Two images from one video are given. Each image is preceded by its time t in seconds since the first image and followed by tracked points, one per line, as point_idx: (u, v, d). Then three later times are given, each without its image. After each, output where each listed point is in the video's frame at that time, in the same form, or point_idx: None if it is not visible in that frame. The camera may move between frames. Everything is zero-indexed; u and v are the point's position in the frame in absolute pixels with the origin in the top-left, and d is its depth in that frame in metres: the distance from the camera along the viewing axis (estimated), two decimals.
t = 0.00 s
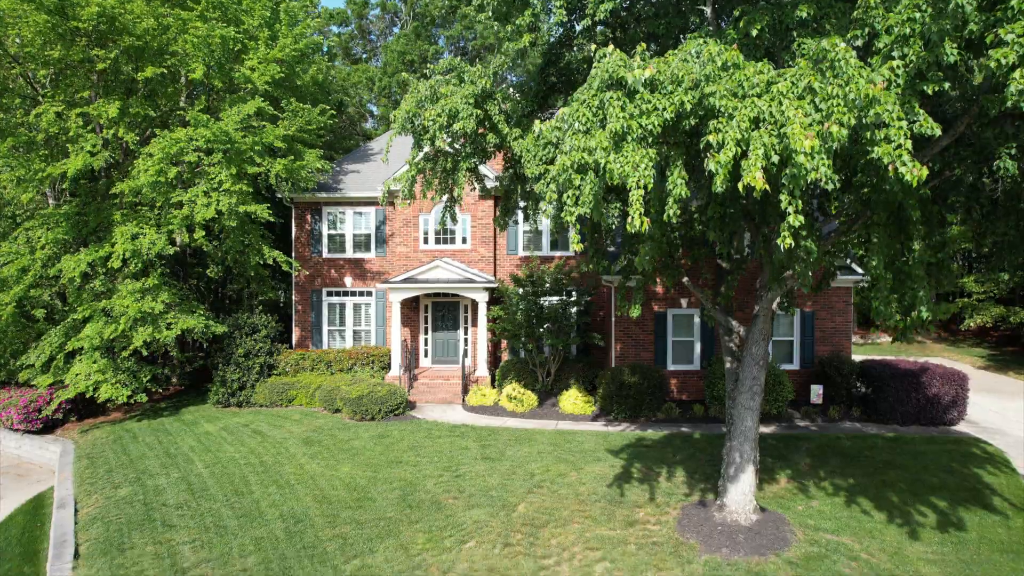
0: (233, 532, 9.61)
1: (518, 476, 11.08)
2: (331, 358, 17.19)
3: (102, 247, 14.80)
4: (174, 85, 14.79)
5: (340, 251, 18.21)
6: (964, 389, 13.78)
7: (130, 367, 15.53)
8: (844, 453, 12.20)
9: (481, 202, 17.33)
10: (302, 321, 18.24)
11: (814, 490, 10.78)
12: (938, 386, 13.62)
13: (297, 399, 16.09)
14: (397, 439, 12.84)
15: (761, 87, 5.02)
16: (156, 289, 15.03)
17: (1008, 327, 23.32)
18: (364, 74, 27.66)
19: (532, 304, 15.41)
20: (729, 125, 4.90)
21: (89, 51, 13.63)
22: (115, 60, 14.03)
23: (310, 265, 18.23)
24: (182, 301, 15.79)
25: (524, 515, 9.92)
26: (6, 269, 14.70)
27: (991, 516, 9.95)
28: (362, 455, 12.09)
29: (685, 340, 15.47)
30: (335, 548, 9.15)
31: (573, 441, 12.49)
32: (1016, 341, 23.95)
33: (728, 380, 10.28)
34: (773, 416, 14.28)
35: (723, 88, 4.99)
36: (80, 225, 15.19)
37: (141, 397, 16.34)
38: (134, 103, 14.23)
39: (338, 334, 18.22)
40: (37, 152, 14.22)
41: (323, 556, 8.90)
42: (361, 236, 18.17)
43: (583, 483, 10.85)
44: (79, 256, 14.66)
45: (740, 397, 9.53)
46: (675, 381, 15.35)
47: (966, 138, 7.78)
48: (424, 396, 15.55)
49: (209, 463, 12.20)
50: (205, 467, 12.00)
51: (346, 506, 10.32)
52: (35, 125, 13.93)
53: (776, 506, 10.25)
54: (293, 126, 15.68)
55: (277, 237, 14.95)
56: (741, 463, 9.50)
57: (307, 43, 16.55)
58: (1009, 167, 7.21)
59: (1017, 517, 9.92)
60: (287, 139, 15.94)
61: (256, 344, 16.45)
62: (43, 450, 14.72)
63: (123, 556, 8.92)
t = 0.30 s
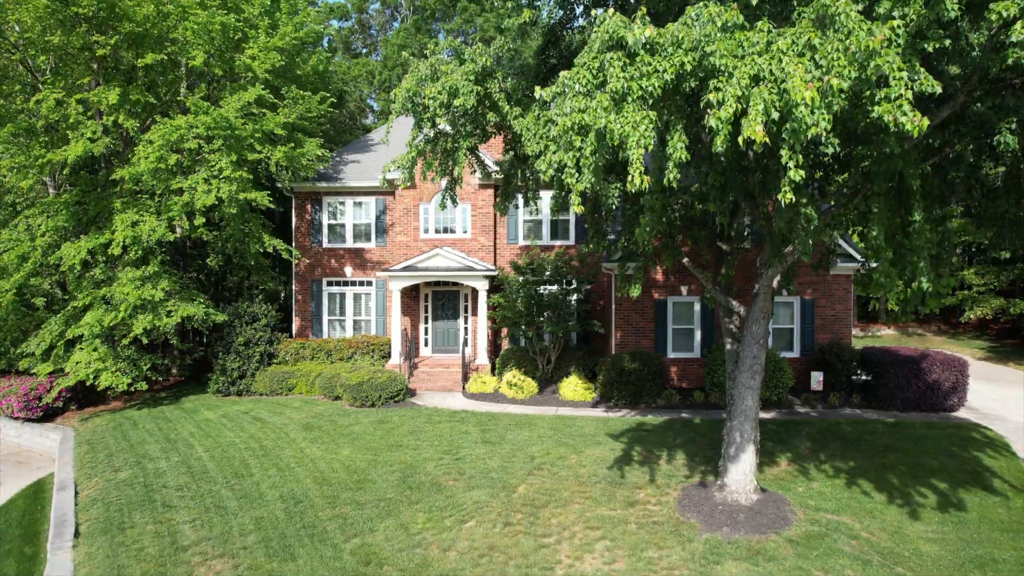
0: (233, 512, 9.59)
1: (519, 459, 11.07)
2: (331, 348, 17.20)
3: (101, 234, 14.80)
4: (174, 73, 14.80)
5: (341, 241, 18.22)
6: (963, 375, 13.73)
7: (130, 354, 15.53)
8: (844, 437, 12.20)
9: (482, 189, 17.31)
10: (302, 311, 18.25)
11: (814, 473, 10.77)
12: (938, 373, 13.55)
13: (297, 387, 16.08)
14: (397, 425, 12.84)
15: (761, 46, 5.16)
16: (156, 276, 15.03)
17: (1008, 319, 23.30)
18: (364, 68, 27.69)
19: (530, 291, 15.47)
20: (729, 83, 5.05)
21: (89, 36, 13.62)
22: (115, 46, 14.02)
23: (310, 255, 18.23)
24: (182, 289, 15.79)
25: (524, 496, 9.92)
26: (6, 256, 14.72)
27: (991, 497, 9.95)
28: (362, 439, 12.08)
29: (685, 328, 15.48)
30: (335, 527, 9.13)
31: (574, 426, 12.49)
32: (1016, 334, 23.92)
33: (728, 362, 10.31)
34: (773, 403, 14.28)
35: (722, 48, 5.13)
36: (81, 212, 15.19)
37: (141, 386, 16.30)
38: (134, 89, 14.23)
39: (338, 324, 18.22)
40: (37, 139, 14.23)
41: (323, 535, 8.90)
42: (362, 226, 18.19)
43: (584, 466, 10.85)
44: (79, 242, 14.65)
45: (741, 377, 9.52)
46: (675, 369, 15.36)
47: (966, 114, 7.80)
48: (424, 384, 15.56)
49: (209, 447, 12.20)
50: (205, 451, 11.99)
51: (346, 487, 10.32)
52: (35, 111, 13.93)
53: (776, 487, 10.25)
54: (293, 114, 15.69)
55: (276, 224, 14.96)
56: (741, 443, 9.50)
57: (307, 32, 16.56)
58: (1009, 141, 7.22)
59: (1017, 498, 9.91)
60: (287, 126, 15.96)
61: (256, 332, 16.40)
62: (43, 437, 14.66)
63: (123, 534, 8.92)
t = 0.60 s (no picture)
0: (233, 493, 9.60)
1: (519, 443, 11.09)
2: (331, 337, 17.20)
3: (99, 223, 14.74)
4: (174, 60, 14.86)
5: (340, 231, 18.21)
6: (963, 361, 13.63)
7: (129, 343, 15.52)
8: (845, 422, 12.21)
9: (482, 180, 17.32)
10: (303, 301, 18.32)
11: (814, 456, 10.77)
12: (940, 359, 13.52)
13: (297, 376, 16.05)
14: (397, 410, 12.85)
15: (761, 6, 5.35)
16: (155, 265, 15.02)
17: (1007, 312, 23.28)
18: (365, 62, 27.81)
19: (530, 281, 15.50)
20: (730, 42, 5.23)
21: (89, 24, 13.65)
22: (115, 33, 14.05)
23: (310, 245, 18.24)
24: (182, 277, 15.81)
25: (524, 477, 9.94)
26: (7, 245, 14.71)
27: (991, 478, 9.95)
28: (362, 424, 12.10)
29: (685, 316, 15.48)
30: (335, 507, 9.14)
31: (573, 411, 12.51)
32: (1017, 326, 23.90)
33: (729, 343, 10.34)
34: (774, 389, 14.26)
35: (722, 8, 5.32)
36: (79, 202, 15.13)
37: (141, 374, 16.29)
38: (134, 77, 14.28)
39: (338, 314, 18.24)
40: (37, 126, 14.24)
41: (323, 515, 8.91)
42: (361, 216, 18.17)
43: (584, 448, 10.85)
44: (78, 231, 14.58)
45: (741, 356, 9.54)
46: (675, 356, 15.39)
47: (966, 91, 7.81)
48: (424, 371, 15.57)
49: (209, 432, 12.22)
50: (205, 436, 12.00)
51: (346, 469, 10.34)
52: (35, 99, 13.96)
53: (777, 469, 10.25)
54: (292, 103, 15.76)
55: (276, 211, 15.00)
56: (742, 423, 9.49)
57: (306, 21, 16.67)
58: (1009, 115, 7.23)
59: (1017, 479, 9.91)
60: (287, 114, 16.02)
61: (255, 322, 16.31)
62: (42, 425, 14.61)
63: (123, 514, 8.97)
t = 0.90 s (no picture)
0: (232, 473, 9.58)
1: (519, 427, 11.10)
2: (331, 327, 17.05)
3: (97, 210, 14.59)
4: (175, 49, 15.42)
5: (340, 222, 18.45)
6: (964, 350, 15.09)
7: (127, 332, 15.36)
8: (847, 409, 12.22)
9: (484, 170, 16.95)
10: (303, 291, 19.18)
11: (815, 439, 10.76)
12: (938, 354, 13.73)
13: (296, 365, 15.40)
14: (397, 396, 12.87)
15: None
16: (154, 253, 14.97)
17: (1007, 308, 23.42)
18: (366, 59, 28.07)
19: (531, 271, 17.42)
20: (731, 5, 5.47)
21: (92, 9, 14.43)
22: (117, 20, 14.78)
23: (310, 236, 19.75)
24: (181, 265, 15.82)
25: (525, 459, 9.94)
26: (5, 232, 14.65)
27: (992, 461, 9.95)
28: (362, 409, 12.12)
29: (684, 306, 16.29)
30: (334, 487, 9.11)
31: (573, 397, 12.52)
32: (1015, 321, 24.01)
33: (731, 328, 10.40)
34: (775, 376, 14.30)
35: None
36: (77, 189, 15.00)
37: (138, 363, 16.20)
38: (136, 64, 14.67)
39: (337, 305, 18.28)
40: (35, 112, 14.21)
41: (323, 494, 8.89)
42: (361, 207, 17.60)
43: (583, 432, 10.86)
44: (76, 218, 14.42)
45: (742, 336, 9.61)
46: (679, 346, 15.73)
47: (964, 71, 7.85)
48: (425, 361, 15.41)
49: (208, 417, 12.21)
50: (205, 421, 12.01)
51: (346, 451, 10.33)
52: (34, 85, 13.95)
53: (777, 452, 10.25)
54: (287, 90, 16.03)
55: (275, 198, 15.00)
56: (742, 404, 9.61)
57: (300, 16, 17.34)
58: (1009, 93, 7.26)
59: (1018, 462, 9.91)
60: (283, 103, 16.62)
61: (255, 311, 16.45)
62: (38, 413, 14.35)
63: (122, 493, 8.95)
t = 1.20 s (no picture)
0: (340, 437, 9.39)
1: (611, 392, 11.14)
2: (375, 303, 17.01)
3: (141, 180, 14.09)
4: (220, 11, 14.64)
5: (376, 200, 17.96)
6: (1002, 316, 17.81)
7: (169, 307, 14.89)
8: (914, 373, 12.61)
9: (525, 146, 17.24)
10: (337, 270, 17.88)
11: (900, 400, 11.09)
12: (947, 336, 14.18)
13: (341, 342, 15.46)
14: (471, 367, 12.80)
15: None
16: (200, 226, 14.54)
17: (1009, 291, 24.44)
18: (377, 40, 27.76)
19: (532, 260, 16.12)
20: None
21: None
22: None
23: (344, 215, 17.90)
24: (225, 240, 15.39)
25: (632, 419, 9.99)
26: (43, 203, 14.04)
27: None
28: (443, 379, 11.99)
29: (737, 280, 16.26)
30: (453, 448, 9.00)
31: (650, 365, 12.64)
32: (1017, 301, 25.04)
33: (830, 288, 10.63)
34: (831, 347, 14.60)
35: None
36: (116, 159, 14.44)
37: (177, 342, 15.71)
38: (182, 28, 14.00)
39: (374, 284, 17.90)
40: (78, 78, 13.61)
41: (445, 455, 8.78)
42: (399, 185, 17.94)
43: (677, 395, 10.97)
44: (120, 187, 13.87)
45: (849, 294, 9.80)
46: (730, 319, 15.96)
47: None
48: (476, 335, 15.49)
49: (282, 389, 11.93)
50: (280, 392, 11.72)
51: (446, 416, 10.22)
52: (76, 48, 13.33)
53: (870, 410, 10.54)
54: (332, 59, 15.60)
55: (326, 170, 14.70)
56: (848, 362, 9.70)
57: None
58: None
59: None
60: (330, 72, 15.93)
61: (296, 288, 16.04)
62: (80, 394, 13.68)
63: (233, 458, 8.69)
